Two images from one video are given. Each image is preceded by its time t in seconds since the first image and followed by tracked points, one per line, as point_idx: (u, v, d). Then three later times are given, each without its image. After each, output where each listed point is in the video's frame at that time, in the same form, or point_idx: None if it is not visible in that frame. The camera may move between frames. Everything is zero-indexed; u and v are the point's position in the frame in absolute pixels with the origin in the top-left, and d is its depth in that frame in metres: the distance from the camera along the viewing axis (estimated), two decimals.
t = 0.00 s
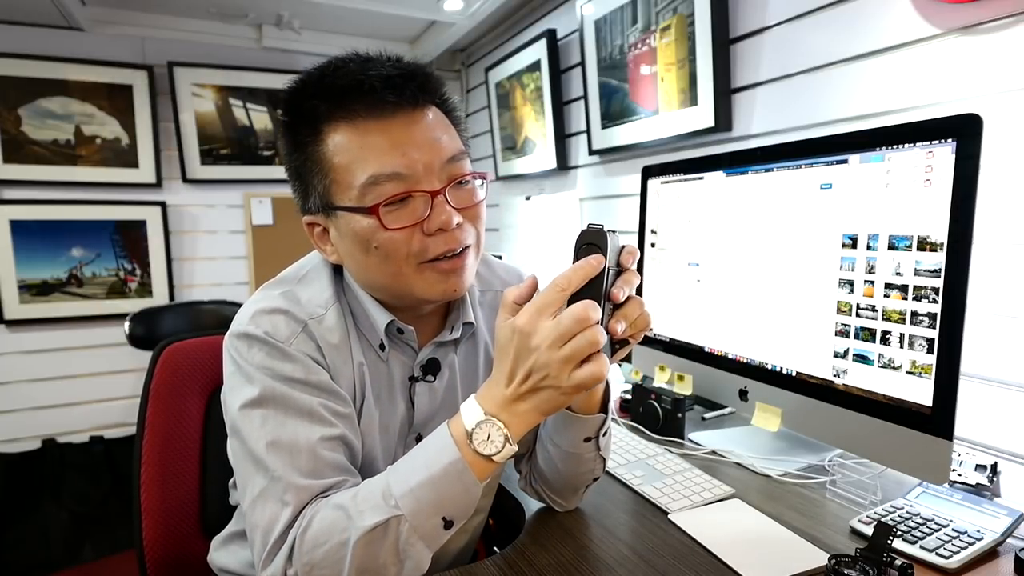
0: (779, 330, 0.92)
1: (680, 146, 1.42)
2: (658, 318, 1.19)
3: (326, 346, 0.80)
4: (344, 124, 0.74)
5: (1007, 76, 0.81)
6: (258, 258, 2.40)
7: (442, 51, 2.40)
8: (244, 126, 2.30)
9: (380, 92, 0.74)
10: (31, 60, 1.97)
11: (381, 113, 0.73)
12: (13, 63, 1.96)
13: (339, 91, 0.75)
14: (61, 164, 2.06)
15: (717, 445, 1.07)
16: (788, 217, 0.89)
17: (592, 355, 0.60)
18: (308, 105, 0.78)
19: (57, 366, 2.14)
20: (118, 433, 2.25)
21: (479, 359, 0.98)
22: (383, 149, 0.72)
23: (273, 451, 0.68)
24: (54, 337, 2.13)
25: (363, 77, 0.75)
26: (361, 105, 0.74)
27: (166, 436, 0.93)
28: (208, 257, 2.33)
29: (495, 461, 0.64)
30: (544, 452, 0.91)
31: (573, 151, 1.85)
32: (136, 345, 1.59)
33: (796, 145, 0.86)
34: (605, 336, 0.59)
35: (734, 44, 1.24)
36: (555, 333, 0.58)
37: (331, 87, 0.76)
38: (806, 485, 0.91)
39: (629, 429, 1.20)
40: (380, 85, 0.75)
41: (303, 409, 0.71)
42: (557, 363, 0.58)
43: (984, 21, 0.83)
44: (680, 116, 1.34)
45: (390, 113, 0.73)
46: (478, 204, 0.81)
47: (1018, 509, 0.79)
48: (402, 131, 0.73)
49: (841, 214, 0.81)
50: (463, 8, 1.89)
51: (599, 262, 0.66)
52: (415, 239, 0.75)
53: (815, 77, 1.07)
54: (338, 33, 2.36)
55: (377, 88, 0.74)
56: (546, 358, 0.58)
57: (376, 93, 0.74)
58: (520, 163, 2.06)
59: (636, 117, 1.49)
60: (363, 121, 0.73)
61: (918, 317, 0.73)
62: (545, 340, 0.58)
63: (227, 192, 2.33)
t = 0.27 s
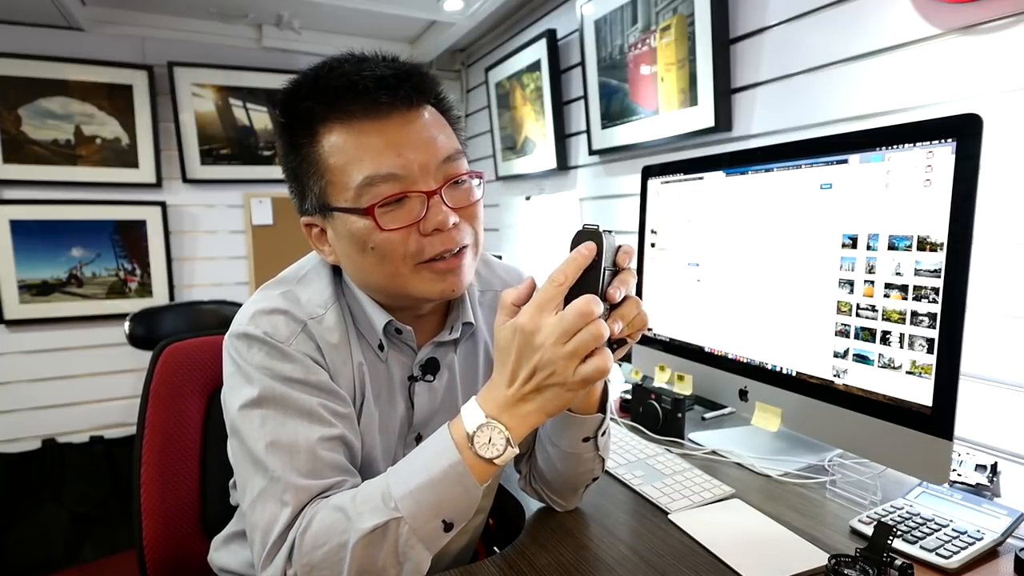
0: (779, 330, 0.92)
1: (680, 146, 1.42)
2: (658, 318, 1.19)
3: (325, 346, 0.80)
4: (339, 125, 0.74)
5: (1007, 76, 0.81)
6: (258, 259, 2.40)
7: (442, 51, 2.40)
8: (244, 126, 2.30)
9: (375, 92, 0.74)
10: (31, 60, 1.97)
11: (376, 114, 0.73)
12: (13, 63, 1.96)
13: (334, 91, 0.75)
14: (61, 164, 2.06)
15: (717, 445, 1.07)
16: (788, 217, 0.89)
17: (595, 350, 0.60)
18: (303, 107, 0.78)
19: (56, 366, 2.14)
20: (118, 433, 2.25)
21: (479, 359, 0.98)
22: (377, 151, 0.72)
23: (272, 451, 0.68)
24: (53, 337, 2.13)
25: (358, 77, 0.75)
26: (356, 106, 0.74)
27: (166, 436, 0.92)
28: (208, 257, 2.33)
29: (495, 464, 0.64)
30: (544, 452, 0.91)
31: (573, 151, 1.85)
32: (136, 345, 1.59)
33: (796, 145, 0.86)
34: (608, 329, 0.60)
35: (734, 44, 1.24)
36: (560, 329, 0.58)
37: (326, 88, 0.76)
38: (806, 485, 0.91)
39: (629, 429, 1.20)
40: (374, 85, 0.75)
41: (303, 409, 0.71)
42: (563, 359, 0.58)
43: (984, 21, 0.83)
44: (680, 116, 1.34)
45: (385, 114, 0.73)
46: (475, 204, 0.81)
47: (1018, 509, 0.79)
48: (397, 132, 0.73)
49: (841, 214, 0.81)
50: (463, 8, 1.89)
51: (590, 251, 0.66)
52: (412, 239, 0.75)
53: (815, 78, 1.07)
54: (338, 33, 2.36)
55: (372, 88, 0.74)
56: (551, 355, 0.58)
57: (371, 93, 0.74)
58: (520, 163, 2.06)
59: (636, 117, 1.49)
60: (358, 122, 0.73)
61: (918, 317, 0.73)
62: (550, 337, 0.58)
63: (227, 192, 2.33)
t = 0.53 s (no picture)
0: (779, 330, 0.92)
1: (680, 146, 1.42)
2: (658, 318, 1.19)
3: (326, 346, 0.80)
4: (339, 123, 0.74)
5: (1007, 76, 0.81)
6: (258, 258, 2.40)
7: (442, 51, 2.40)
8: (244, 126, 2.30)
9: (375, 91, 0.74)
10: (31, 60, 1.97)
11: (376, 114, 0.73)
12: (13, 63, 1.96)
13: (334, 89, 0.75)
14: (62, 164, 2.06)
15: (717, 445, 1.06)
16: (788, 217, 0.89)
17: (589, 354, 0.59)
18: (303, 105, 0.78)
19: (56, 366, 2.14)
20: (118, 433, 2.25)
21: (479, 360, 0.98)
22: (376, 149, 0.72)
23: (273, 451, 0.68)
24: (53, 337, 2.13)
25: (357, 76, 0.75)
26: (356, 105, 0.74)
27: (166, 436, 0.92)
28: (208, 257, 2.33)
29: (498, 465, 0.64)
30: (544, 452, 0.91)
31: (573, 151, 1.85)
32: (136, 345, 1.59)
33: (796, 145, 0.86)
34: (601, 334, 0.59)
35: (734, 44, 1.24)
36: (551, 336, 0.58)
37: (326, 85, 0.76)
38: (806, 485, 0.91)
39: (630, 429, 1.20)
40: (374, 84, 0.75)
41: (303, 409, 0.71)
42: (556, 366, 0.58)
43: (984, 21, 0.83)
44: (680, 116, 1.34)
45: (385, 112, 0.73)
46: (475, 203, 0.81)
47: (1018, 510, 0.79)
48: (396, 131, 0.73)
49: (841, 214, 0.81)
50: (463, 8, 1.89)
51: (585, 269, 0.67)
52: (411, 238, 0.75)
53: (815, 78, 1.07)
54: (339, 33, 2.36)
55: (371, 87, 0.74)
56: (544, 362, 0.58)
57: (371, 91, 0.74)
58: (520, 163, 2.06)
59: (636, 117, 1.49)
60: (358, 121, 0.73)
61: (918, 317, 0.73)
62: (542, 344, 0.58)
63: (227, 192, 2.33)
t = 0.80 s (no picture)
0: (779, 330, 0.92)
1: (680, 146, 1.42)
2: (658, 318, 1.19)
3: (326, 345, 0.80)
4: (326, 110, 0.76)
5: (1008, 76, 0.81)
6: (258, 258, 2.40)
7: (442, 51, 2.40)
8: (244, 126, 2.30)
9: (365, 81, 0.75)
10: (31, 60, 1.97)
11: (363, 99, 0.74)
12: (13, 63, 1.96)
13: (325, 78, 0.77)
14: (62, 165, 2.06)
15: (717, 445, 1.07)
16: (788, 217, 0.89)
17: (601, 355, 0.60)
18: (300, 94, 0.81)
19: (56, 366, 2.14)
20: (118, 433, 2.25)
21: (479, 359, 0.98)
22: (358, 134, 0.73)
23: (273, 451, 0.68)
24: (53, 337, 2.13)
25: (350, 65, 0.77)
26: (345, 91, 0.75)
27: (166, 436, 0.92)
28: (208, 257, 2.33)
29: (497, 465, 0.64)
30: (543, 452, 0.91)
31: (573, 151, 1.85)
32: (136, 345, 1.59)
33: (796, 145, 0.86)
34: (615, 336, 0.59)
35: (734, 44, 1.24)
36: (566, 335, 0.58)
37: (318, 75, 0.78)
38: (806, 485, 0.91)
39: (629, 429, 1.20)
40: (364, 74, 0.76)
41: (304, 409, 0.71)
42: (569, 365, 0.58)
43: (984, 21, 0.83)
44: (680, 116, 1.34)
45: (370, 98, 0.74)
46: (463, 199, 0.80)
47: (1018, 510, 0.79)
48: (382, 118, 0.74)
49: (841, 214, 0.81)
50: (463, 8, 1.89)
51: (589, 253, 0.66)
52: (386, 226, 0.75)
53: (815, 78, 1.07)
54: (339, 33, 2.36)
55: (360, 75, 0.75)
56: (557, 361, 0.58)
57: (358, 79, 0.75)
58: (520, 163, 2.06)
59: (636, 117, 1.49)
60: (344, 107, 0.75)
61: (918, 317, 0.73)
62: (556, 343, 0.58)
63: (227, 192, 2.33)
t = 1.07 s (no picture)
0: (779, 330, 0.92)
1: (680, 146, 1.42)
2: (658, 318, 1.19)
3: (328, 345, 0.80)
4: (331, 108, 0.76)
5: (1008, 76, 0.81)
6: (258, 258, 2.40)
7: (442, 51, 2.41)
8: (244, 126, 2.30)
9: (368, 78, 0.75)
10: (31, 60, 1.97)
11: (366, 98, 0.74)
12: (13, 63, 1.96)
13: (329, 77, 0.77)
14: (62, 165, 2.06)
15: (717, 445, 1.07)
16: (788, 217, 0.89)
17: (600, 359, 0.60)
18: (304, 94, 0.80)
19: (56, 366, 2.14)
20: (118, 433, 2.25)
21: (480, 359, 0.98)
22: (362, 132, 0.74)
23: (275, 450, 0.68)
24: (53, 337, 2.13)
25: (353, 65, 0.77)
26: (348, 90, 0.75)
27: (166, 436, 0.92)
28: (208, 257, 2.33)
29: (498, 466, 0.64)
30: (544, 452, 0.91)
31: (573, 151, 1.85)
32: (136, 345, 1.59)
33: (796, 145, 0.86)
34: (615, 342, 0.59)
35: (734, 44, 1.24)
36: (565, 339, 0.58)
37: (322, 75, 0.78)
38: (806, 485, 0.91)
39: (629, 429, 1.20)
40: (367, 72, 0.76)
41: (306, 408, 0.71)
42: (567, 369, 0.58)
43: (984, 21, 0.83)
44: (680, 116, 1.34)
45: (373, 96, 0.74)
46: (468, 196, 0.80)
47: (1018, 510, 0.79)
48: (386, 117, 0.74)
49: (841, 214, 0.81)
50: (463, 8, 1.89)
51: (595, 259, 0.64)
52: (393, 224, 0.75)
53: (815, 78, 1.07)
54: (339, 33, 2.36)
55: (363, 74, 0.75)
56: (555, 366, 0.58)
57: (363, 78, 0.75)
58: (520, 164, 2.06)
59: (636, 117, 1.49)
60: (348, 106, 0.75)
61: (918, 317, 0.73)
62: (555, 348, 0.58)
63: (227, 191, 2.33)
